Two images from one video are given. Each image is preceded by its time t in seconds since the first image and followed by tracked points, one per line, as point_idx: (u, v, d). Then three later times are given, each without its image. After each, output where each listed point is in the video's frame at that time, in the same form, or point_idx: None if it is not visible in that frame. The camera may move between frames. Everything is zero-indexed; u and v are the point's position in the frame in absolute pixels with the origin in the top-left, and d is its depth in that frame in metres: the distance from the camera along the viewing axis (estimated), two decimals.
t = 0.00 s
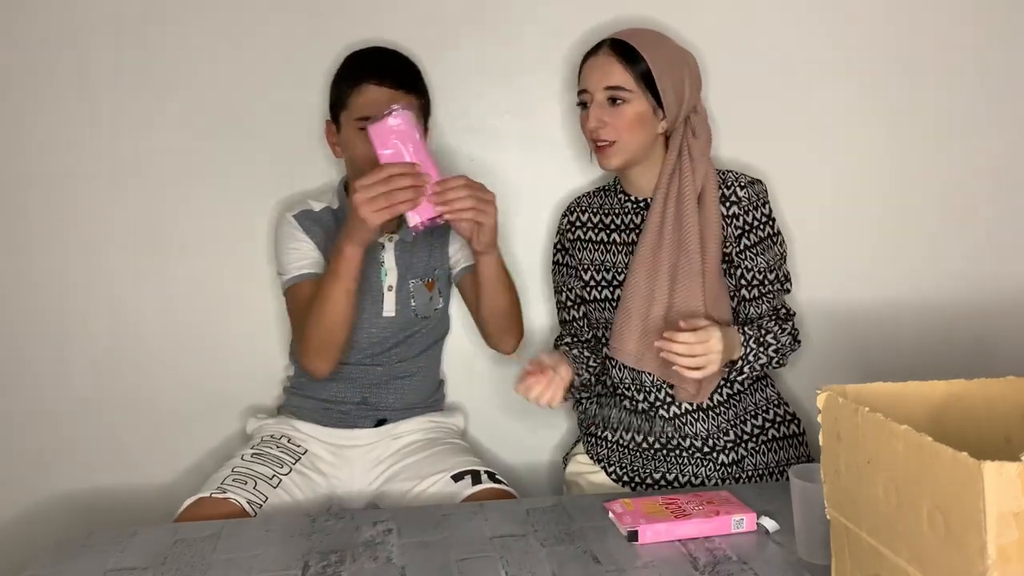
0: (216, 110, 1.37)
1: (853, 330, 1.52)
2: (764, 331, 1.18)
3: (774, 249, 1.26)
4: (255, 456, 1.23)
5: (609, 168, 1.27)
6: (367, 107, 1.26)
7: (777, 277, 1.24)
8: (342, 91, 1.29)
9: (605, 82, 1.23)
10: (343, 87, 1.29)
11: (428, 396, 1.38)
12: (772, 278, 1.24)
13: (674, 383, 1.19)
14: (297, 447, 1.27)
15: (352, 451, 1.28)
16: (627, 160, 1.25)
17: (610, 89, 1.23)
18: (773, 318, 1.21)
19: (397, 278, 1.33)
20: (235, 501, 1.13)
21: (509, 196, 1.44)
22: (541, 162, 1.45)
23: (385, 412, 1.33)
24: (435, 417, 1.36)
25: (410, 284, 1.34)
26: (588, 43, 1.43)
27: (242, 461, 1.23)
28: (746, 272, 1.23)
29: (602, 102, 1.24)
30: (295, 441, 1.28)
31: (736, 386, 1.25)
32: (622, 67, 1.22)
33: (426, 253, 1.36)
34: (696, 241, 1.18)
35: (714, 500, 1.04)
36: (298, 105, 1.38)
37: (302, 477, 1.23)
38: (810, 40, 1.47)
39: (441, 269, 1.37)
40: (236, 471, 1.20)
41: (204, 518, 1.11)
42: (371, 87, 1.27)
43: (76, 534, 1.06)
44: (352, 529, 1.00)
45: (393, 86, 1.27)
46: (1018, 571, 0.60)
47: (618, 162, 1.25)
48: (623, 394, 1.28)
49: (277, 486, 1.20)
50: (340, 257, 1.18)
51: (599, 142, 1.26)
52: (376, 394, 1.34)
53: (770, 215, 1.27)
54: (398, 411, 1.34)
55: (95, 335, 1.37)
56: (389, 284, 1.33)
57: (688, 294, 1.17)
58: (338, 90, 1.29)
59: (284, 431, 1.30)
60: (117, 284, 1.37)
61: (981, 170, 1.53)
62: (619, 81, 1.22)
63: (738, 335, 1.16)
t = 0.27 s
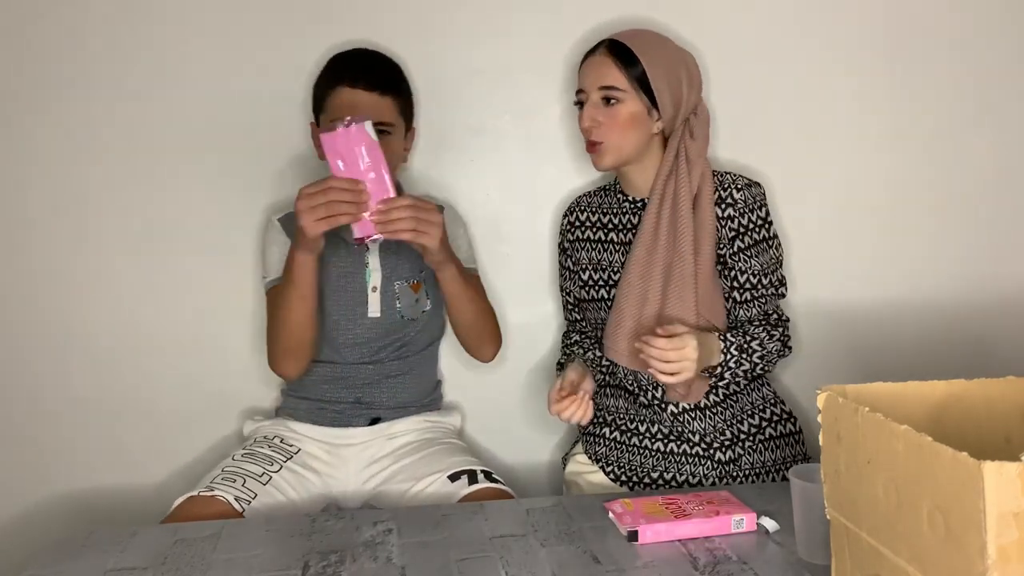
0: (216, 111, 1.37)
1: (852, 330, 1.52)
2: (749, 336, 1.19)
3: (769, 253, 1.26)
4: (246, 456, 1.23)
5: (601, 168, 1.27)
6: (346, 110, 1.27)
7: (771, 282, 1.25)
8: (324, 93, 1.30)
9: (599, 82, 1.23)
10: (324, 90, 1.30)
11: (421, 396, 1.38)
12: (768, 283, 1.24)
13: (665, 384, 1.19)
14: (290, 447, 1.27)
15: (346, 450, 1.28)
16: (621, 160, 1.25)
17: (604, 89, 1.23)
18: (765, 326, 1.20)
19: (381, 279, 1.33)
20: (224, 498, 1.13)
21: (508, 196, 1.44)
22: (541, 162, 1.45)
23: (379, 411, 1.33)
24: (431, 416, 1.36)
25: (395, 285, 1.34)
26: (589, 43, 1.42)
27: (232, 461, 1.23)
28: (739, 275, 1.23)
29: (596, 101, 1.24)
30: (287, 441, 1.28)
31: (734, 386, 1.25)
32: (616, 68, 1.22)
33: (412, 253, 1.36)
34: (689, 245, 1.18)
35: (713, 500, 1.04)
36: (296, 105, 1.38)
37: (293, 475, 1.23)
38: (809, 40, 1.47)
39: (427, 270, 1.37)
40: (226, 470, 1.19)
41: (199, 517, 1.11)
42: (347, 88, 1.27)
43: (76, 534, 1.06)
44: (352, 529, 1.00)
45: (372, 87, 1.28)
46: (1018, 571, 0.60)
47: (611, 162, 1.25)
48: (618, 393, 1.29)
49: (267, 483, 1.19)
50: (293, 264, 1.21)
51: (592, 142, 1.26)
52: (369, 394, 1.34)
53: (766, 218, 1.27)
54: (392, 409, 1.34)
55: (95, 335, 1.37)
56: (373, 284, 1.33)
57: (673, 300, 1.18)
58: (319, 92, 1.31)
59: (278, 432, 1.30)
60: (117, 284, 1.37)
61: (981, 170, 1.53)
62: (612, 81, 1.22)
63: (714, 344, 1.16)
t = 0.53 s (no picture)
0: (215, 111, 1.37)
1: (852, 330, 1.52)
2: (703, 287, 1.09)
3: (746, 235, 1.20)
4: (244, 456, 1.23)
5: (592, 166, 1.28)
6: (333, 110, 1.27)
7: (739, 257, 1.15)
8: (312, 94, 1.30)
9: (583, 82, 1.24)
10: (311, 91, 1.30)
11: (421, 394, 1.39)
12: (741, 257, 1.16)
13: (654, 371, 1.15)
14: (289, 447, 1.27)
15: (346, 450, 1.28)
16: (613, 160, 1.26)
17: (588, 88, 1.24)
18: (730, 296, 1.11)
19: (375, 278, 1.33)
20: (222, 498, 1.13)
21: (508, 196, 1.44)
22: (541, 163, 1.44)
23: (379, 408, 1.34)
24: (430, 415, 1.36)
25: (389, 284, 1.34)
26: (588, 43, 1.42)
27: (230, 461, 1.22)
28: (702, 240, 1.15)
29: (581, 101, 1.25)
30: (286, 442, 1.28)
31: (728, 386, 1.24)
32: (600, 68, 1.23)
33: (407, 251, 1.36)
34: (666, 244, 1.14)
35: (713, 500, 1.04)
36: (296, 105, 1.38)
37: (291, 476, 1.22)
38: (809, 39, 1.47)
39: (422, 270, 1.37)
40: (224, 471, 1.19)
41: (202, 517, 1.10)
42: (334, 89, 1.27)
43: (76, 534, 1.06)
44: (352, 529, 1.00)
45: (358, 86, 1.27)
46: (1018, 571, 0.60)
47: (605, 165, 1.27)
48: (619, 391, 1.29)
49: (265, 483, 1.19)
50: (273, 276, 1.23)
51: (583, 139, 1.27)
52: (367, 392, 1.35)
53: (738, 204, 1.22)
54: (391, 407, 1.35)
55: (95, 335, 1.37)
56: (367, 283, 1.33)
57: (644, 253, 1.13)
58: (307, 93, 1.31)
59: (276, 433, 1.30)
60: (117, 284, 1.37)
61: (982, 170, 1.53)
62: (596, 80, 1.23)
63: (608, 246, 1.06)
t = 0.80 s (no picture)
0: (215, 111, 1.36)
1: (852, 330, 1.52)
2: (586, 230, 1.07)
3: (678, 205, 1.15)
4: (245, 456, 1.23)
5: (557, 160, 1.28)
6: (330, 106, 1.27)
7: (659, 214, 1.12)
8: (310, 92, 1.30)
9: (552, 78, 1.24)
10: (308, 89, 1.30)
11: (420, 393, 1.39)
12: (653, 209, 1.12)
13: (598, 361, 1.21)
14: (289, 446, 1.27)
15: (346, 449, 1.28)
16: (574, 151, 1.25)
17: (557, 83, 1.23)
18: (602, 231, 1.07)
19: (371, 277, 1.34)
20: (224, 497, 1.12)
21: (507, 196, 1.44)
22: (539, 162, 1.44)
23: (378, 407, 1.34)
24: (429, 414, 1.36)
25: (387, 284, 1.35)
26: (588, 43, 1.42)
27: (231, 461, 1.23)
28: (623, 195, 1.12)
29: (550, 98, 1.24)
30: (286, 441, 1.28)
31: (691, 371, 1.22)
32: (570, 65, 1.22)
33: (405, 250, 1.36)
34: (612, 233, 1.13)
35: (713, 500, 1.04)
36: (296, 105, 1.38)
37: (292, 475, 1.22)
38: (808, 40, 1.47)
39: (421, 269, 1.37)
40: (225, 471, 1.19)
41: (201, 517, 1.10)
42: (334, 85, 1.27)
43: (76, 535, 1.06)
44: (352, 529, 1.00)
45: (353, 81, 1.27)
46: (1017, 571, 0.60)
47: (566, 152, 1.25)
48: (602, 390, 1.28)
49: (266, 483, 1.19)
50: (276, 286, 1.23)
51: (548, 133, 1.26)
52: (365, 390, 1.34)
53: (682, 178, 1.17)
54: (390, 405, 1.35)
55: (95, 335, 1.37)
56: (364, 284, 1.34)
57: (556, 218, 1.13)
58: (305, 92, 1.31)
59: (276, 433, 1.30)
60: (118, 284, 1.37)
61: (981, 171, 1.53)
62: (566, 77, 1.22)
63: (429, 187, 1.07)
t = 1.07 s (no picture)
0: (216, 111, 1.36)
1: (852, 330, 1.52)
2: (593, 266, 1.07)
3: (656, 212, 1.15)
4: (245, 455, 1.23)
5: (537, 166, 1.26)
6: (345, 101, 1.27)
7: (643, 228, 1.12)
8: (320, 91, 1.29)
9: (529, 84, 1.21)
10: (316, 86, 1.29)
11: (422, 394, 1.39)
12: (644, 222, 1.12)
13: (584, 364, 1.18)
14: (290, 446, 1.27)
15: (346, 450, 1.28)
16: (556, 157, 1.23)
17: (536, 89, 1.21)
18: (609, 266, 1.07)
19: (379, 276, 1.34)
20: (224, 497, 1.12)
21: (507, 196, 1.45)
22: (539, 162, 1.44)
23: (380, 407, 1.34)
24: (430, 415, 1.37)
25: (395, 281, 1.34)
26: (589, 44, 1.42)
27: (231, 461, 1.23)
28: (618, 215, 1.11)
29: (528, 103, 1.22)
30: (287, 441, 1.28)
31: (684, 374, 1.21)
32: (547, 70, 1.20)
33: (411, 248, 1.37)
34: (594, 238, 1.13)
35: (713, 500, 1.03)
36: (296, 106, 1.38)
37: (292, 475, 1.22)
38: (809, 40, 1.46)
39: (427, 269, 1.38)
40: (225, 470, 1.19)
41: (201, 517, 1.10)
42: (348, 80, 1.28)
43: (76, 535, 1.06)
44: (352, 529, 1.00)
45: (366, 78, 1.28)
46: (1018, 571, 0.60)
47: (548, 158, 1.23)
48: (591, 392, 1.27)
49: (266, 483, 1.19)
50: (300, 297, 1.21)
51: (528, 140, 1.24)
52: (368, 389, 1.34)
53: (657, 179, 1.16)
54: (392, 406, 1.35)
55: (96, 335, 1.37)
56: (371, 283, 1.33)
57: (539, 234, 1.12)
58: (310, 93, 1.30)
59: (277, 431, 1.30)
60: (118, 284, 1.37)
61: (982, 170, 1.53)
62: (544, 82, 1.20)
63: (445, 205, 1.06)
